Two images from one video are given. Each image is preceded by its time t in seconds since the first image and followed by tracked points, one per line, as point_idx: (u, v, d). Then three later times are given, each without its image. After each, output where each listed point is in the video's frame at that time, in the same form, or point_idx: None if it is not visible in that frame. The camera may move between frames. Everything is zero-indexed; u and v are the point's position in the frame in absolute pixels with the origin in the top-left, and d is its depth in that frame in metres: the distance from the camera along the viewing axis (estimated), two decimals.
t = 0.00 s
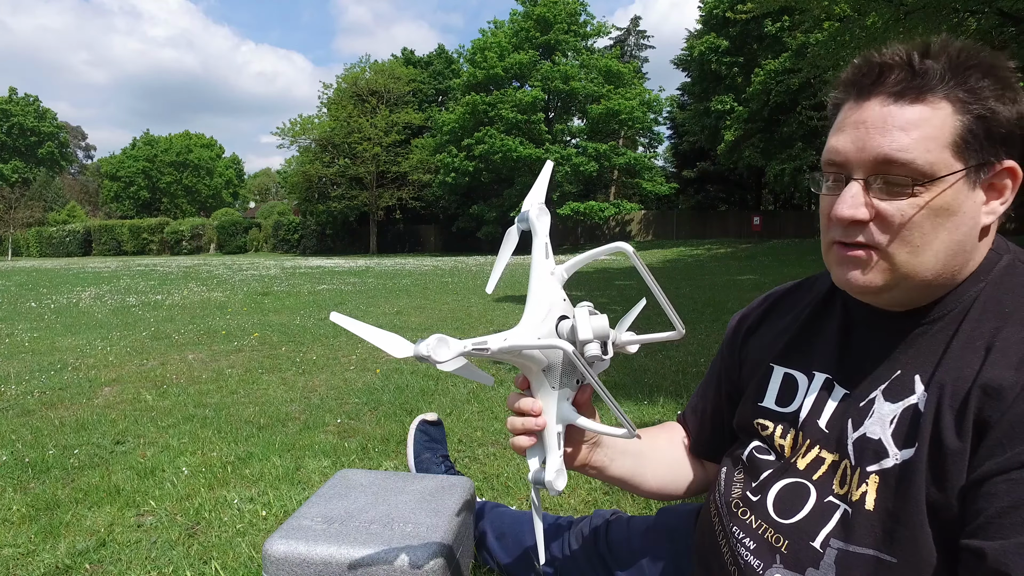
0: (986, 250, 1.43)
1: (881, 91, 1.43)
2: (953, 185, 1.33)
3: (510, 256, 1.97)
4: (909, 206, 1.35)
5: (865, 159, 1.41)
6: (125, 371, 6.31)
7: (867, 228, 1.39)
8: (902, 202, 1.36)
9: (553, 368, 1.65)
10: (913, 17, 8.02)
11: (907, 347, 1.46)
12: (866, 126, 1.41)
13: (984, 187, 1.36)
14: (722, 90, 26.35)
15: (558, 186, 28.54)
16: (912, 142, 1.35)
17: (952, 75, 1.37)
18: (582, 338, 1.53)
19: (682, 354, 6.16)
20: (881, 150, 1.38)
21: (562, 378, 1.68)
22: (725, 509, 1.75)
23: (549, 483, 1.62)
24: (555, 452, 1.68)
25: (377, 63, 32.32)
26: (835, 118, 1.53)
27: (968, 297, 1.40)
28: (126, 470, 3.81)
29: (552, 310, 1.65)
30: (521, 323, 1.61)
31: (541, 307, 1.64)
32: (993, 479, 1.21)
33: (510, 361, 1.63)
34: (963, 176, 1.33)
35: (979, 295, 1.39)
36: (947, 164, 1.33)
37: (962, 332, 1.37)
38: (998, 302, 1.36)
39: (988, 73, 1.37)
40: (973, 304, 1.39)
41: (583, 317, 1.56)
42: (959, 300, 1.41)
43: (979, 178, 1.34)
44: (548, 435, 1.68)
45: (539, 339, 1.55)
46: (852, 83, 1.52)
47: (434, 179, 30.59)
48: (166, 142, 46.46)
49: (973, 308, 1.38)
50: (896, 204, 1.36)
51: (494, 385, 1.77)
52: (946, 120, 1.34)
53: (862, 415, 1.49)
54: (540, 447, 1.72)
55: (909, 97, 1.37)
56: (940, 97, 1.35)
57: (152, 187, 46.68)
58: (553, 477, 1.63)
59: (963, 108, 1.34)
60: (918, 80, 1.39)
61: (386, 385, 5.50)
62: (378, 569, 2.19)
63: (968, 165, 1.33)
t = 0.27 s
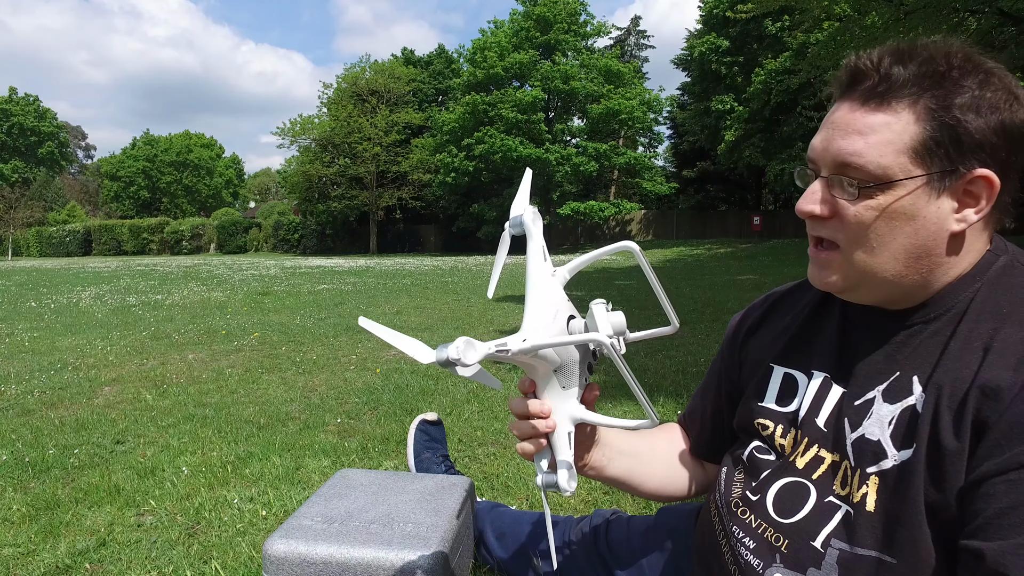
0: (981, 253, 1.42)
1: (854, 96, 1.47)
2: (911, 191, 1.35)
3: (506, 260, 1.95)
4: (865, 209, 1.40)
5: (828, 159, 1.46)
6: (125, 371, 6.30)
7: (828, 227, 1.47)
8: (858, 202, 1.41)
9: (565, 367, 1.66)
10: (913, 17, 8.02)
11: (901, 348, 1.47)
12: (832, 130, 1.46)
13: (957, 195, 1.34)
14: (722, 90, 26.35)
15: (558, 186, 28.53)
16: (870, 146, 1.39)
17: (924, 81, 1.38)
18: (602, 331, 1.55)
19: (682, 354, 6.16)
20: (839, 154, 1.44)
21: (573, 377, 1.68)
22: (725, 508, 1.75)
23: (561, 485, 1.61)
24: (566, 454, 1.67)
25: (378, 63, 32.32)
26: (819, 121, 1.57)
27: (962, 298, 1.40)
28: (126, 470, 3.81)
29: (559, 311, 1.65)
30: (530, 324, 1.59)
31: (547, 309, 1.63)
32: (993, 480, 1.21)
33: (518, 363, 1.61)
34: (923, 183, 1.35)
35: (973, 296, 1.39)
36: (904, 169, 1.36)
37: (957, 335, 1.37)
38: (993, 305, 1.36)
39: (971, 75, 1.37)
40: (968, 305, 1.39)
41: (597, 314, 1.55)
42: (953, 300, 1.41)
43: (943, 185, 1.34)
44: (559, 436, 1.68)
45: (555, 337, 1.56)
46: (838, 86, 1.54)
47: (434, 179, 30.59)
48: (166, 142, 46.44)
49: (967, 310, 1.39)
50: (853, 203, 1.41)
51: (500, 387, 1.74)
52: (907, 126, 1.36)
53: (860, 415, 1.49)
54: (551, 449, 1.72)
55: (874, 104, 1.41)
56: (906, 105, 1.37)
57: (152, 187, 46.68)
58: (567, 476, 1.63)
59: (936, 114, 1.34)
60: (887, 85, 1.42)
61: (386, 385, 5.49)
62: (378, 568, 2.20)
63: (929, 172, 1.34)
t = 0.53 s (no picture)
0: (979, 253, 1.42)
1: (845, 98, 1.47)
2: (902, 190, 1.36)
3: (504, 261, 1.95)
4: (858, 208, 1.40)
5: (821, 159, 1.46)
6: (125, 371, 6.30)
7: (821, 225, 1.47)
8: (850, 202, 1.41)
9: (564, 367, 1.66)
10: (913, 17, 8.02)
11: (900, 347, 1.47)
12: (825, 131, 1.46)
13: (949, 194, 1.34)
14: (722, 90, 26.36)
15: (558, 186, 28.53)
16: (858, 147, 1.39)
17: (913, 81, 1.38)
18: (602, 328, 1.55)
19: (682, 354, 6.16)
20: (830, 155, 1.44)
21: (573, 377, 1.68)
22: (725, 508, 1.75)
23: (562, 485, 1.60)
24: (565, 454, 1.68)
25: (378, 63, 32.32)
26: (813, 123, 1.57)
27: (962, 297, 1.40)
28: (127, 470, 3.81)
29: (558, 312, 1.65)
30: (531, 326, 1.59)
31: (547, 309, 1.63)
32: (991, 479, 1.22)
33: (518, 363, 1.61)
34: (914, 182, 1.35)
35: (972, 297, 1.39)
36: (895, 168, 1.36)
37: (956, 333, 1.37)
38: (994, 303, 1.35)
39: (963, 75, 1.36)
40: (968, 305, 1.39)
41: (597, 313, 1.55)
42: (951, 298, 1.41)
43: (934, 184, 1.34)
44: (558, 436, 1.68)
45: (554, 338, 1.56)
46: (830, 87, 1.54)
47: (434, 179, 30.60)
48: (166, 142, 46.42)
49: (968, 309, 1.38)
50: (845, 203, 1.42)
51: (500, 388, 1.74)
52: (895, 127, 1.37)
53: (859, 415, 1.48)
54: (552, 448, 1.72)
55: (865, 105, 1.41)
56: (896, 105, 1.37)
57: (152, 187, 46.68)
58: (569, 476, 1.63)
59: (924, 115, 1.35)
60: (876, 86, 1.42)
61: (386, 385, 5.49)
62: (378, 568, 2.19)
63: (919, 171, 1.35)
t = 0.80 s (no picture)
0: (978, 253, 1.43)
1: (843, 98, 1.46)
2: (901, 190, 1.36)
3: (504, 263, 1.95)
4: (856, 209, 1.40)
5: (819, 160, 1.46)
6: (125, 371, 6.29)
7: (820, 225, 1.47)
8: (848, 203, 1.41)
9: (565, 367, 1.66)
10: (913, 17, 8.03)
11: (899, 347, 1.47)
12: (822, 131, 1.47)
13: (947, 193, 1.34)
14: (722, 89, 26.36)
15: (558, 186, 28.52)
16: (856, 147, 1.40)
17: (910, 82, 1.38)
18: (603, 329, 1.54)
19: (682, 354, 6.16)
20: (829, 155, 1.44)
21: (573, 378, 1.68)
22: (725, 508, 1.75)
23: (561, 486, 1.60)
24: (566, 454, 1.67)
25: (378, 63, 32.31)
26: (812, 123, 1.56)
27: (961, 297, 1.40)
28: (127, 470, 3.81)
29: (558, 313, 1.65)
30: (531, 327, 1.60)
31: (547, 310, 1.63)
32: (990, 479, 1.22)
33: (518, 364, 1.61)
34: (912, 181, 1.35)
35: (971, 296, 1.40)
36: (893, 168, 1.36)
37: (956, 333, 1.37)
38: (993, 302, 1.35)
39: (960, 75, 1.36)
40: (967, 304, 1.39)
41: (597, 313, 1.54)
42: (950, 298, 1.41)
43: (933, 184, 1.34)
44: (559, 437, 1.68)
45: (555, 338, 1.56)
46: (828, 87, 1.54)
47: (434, 179, 30.59)
48: (166, 142, 46.40)
49: (966, 309, 1.38)
50: (844, 204, 1.42)
51: (500, 388, 1.74)
52: (893, 127, 1.37)
53: (859, 415, 1.49)
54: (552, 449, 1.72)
55: (861, 105, 1.41)
56: (893, 105, 1.37)
57: (152, 187, 46.66)
58: (569, 476, 1.63)
59: (921, 115, 1.35)
60: (873, 86, 1.42)
61: (386, 385, 5.49)
62: (377, 569, 2.20)
63: (917, 171, 1.35)
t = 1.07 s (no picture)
0: (977, 253, 1.43)
1: (841, 98, 1.46)
2: (899, 191, 1.36)
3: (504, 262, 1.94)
4: (856, 208, 1.40)
5: (818, 160, 1.46)
6: (125, 371, 6.29)
7: (819, 226, 1.48)
8: (847, 202, 1.41)
9: (564, 369, 1.67)
10: (913, 17, 8.03)
11: (900, 346, 1.47)
12: (822, 131, 1.46)
13: (945, 193, 1.34)
14: (722, 89, 26.37)
15: (558, 185, 28.52)
16: (855, 148, 1.40)
17: (908, 83, 1.39)
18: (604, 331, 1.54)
19: (682, 353, 6.17)
20: (827, 155, 1.44)
21: (574, 378, 1.69)
22: (726, 509, 1.75)
23: (560, 487, 1.61)
24: (565, 456, 1.68)
25: (378, 63, 32.31)
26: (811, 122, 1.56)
27: (960, 297, 1.41)
28: (127, 470, 3.81)
29: (558, 314, 1.65)
30: (532, 327, 1.60)
31: (548, 311, 1.63)
32: (990, 479, 1.22)
33: (519, 364, 1.61)
34: (911, 181, 1.35)
35: (971, 297, 1.39)
36: (892, 168, 1.36)
37: (955, 333, 1.37)
38: (995, 302, 1.35)
39: (957, 75, 1.36)
40: (967, 304, 1.39)
41: (598, 314, 1.54)
42: (950, 297, 1.41)
43: (931, 183, 1.34)
44: (559, 438, 1.68)
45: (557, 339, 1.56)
46: (827, 86, 1.54)
47: (434, 179, 30.60)
48: (166, 142, 46.39)
49: (966, 309, 1.38)
50: (842, 204, 1.42)
51: (500, 389, 1.74)
52: (892, 126, 1.37)
53: (859, 416, 1.49)
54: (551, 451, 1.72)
55: (861, 105, 1.41)
56: (893, 105, 1.37)
57: (152, 187, 46.66)
58: (567, 478, 1.63)
59: (920, 115, 1.35)
60: (871, 87, 1.42)
61: (386, 384, 5.49)
62: (378, 569, 2.20)
63: (916, 171, 1.35)
